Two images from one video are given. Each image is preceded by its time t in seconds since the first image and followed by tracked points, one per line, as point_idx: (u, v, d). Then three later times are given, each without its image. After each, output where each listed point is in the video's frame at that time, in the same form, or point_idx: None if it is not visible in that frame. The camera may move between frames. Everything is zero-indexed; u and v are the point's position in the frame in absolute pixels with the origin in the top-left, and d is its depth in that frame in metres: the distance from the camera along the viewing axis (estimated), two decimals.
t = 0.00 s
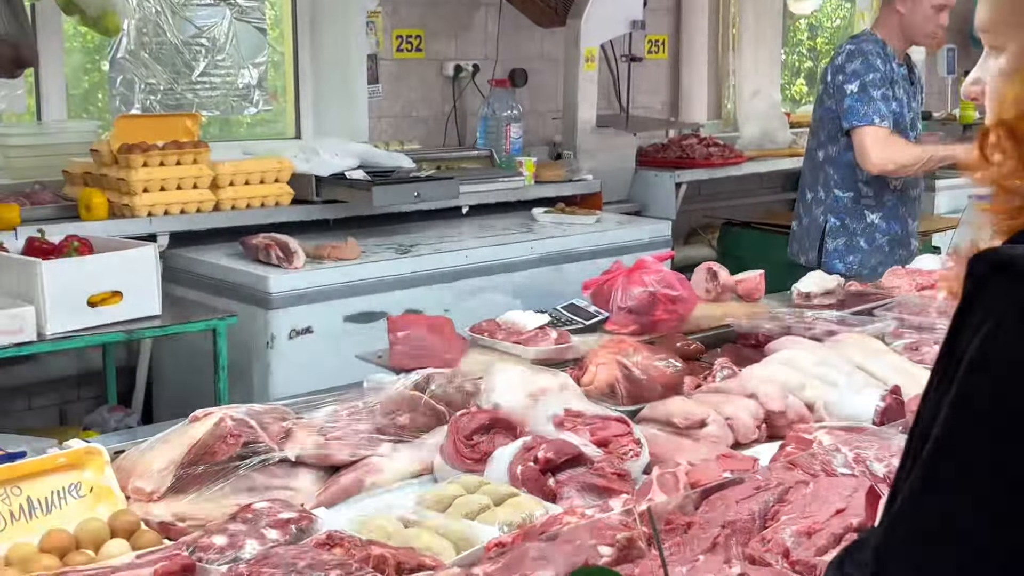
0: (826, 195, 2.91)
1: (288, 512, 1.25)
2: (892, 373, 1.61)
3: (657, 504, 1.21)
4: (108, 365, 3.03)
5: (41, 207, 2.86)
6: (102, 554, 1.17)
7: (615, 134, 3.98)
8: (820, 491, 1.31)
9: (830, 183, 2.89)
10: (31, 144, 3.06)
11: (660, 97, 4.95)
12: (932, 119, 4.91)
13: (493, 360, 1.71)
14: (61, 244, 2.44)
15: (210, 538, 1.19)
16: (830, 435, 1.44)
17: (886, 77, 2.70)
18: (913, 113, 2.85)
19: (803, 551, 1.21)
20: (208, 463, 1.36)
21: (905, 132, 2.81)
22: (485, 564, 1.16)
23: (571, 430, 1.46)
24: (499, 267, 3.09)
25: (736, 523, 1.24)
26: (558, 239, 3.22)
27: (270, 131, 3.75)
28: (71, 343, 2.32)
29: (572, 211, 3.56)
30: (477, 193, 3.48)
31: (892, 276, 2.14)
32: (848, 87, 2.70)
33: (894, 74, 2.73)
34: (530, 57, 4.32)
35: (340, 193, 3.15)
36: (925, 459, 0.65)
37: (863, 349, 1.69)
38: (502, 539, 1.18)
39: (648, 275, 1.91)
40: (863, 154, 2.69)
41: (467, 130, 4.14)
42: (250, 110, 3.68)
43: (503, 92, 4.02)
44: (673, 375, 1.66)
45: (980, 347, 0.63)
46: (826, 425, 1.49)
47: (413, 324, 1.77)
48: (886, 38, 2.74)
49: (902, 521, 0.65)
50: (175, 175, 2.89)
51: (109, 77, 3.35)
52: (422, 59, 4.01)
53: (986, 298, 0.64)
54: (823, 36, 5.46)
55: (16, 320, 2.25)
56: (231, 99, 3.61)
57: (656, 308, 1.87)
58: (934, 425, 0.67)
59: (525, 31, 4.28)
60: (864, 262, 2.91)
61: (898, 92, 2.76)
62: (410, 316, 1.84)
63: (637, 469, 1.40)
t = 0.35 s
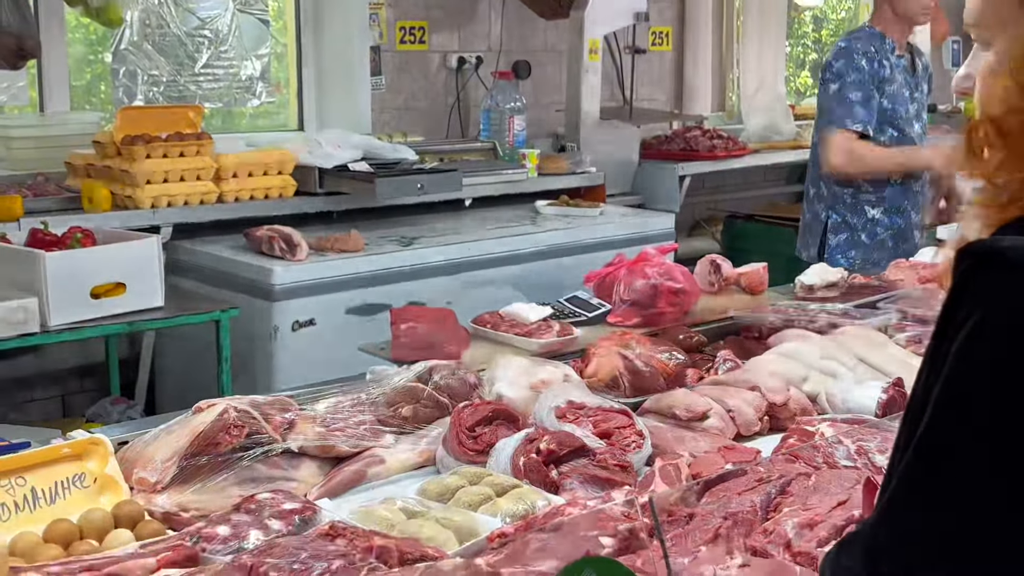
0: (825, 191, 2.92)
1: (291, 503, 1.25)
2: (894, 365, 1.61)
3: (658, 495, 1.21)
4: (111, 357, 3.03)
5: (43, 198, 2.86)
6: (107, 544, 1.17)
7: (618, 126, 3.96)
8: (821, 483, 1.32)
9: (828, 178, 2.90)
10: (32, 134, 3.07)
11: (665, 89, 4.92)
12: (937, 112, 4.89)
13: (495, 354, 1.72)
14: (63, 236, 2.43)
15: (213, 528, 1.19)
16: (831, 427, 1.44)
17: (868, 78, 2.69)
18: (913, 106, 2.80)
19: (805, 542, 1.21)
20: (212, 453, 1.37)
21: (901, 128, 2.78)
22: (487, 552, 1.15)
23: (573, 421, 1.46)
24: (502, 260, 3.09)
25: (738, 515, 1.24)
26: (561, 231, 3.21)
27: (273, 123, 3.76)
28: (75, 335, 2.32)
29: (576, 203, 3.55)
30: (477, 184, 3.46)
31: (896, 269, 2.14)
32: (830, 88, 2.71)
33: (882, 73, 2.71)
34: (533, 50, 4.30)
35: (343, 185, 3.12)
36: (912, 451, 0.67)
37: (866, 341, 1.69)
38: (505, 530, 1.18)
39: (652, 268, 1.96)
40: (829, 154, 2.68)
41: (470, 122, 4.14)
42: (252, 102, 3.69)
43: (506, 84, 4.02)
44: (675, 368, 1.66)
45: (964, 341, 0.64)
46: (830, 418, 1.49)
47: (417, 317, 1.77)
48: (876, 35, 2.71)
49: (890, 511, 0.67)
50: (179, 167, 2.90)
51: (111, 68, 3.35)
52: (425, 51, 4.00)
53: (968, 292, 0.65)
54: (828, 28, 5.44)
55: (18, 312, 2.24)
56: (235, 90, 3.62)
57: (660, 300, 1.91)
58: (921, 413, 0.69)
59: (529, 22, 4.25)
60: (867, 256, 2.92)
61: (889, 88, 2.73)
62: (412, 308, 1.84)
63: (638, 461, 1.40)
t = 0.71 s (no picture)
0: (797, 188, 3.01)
1: (305, 483, 1.35)
2: (873, 353, 1.71)
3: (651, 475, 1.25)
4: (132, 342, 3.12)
5: (67, 194, 2.93)
6: (131, 520, 1.25)
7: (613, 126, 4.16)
8: (805, 464, 1.40)
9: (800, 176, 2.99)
10: (58, 132, 3.24)
11: (656, 91, 5.17)
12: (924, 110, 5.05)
13: (498, 342, 1.81)
14: (87, 229, 2.55)
15: (231, 507, 1.28)
16: (815, 411, 1.52)
17: (816, 86, 2.78)
18: (881, 107, 2.81)
19: (792, 520, 1.31)
20: (229, 436, 1.45)
21: (864, 130, 2.82)
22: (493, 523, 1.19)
23: (571, 405, 1.55)
24: (506, 252, 3.18)
25: (727, 494, 1.31)
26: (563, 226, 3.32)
27: (284, 123, 3.85)
28: (99, 323, 2.41)
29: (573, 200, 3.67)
30: (480, 181, 3.58)
31: (874, 262, 2.26)
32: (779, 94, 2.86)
33: (837, 80, 2.77)
34: (532, 53, 4.42)
35: (355, 181, 3.24)
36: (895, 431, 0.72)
37: (847, 331, 1.79)
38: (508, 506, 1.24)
39: (646, 260, 2.06)
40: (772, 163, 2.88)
41: (473, 123, 4.28)
42: (266, 103, 3.78)
43: (507, 87, 4.27)
44: (667, 355, 1.75)
45: (943, 327, 0.70)
46: (813, 401, 1.58)
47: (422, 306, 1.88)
48: (837, 41, 2.77)
49: (872, 485, 0.73)
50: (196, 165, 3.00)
51: (131, 71, 3.42)
52: (430, 55, 4.11)
53: (947, 282, 0.71)
54: (811, 32, 5.55)
55: (45, 302, 2.33)
56: (248, 92, 3.70)
57: (652, 290, 2.01)
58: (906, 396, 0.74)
59: (530, 24, 4.38)
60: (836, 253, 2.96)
61: (846, 94, 2.78)
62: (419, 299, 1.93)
63: (633, 443, 1.48)
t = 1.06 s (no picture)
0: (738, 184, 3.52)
1: (329, 446, 1.58)
2: (819, 333, 1.98)
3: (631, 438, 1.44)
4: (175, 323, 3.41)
5: (122, 197, 3.36)
6: (178, 479, 1.45)
7: (590, 137, 4.82)
8: (759, 429, 1.62)
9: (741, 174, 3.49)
10: (114, 145, 3.74)
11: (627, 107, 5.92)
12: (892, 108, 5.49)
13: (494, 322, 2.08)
14: (136, 228, 2.92)
15: (266, 467, 1.50)
16: (769, 382, 1.76)
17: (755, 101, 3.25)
18: (811, 121, 3.27)
19: (749, 475, 1.54)
20: (263, 405, 1.69)
21: (792, 142, 3.30)
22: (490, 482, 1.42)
23: (558, 377, 1.78)
24: (506, 246, 3.47)
25: (693, 454, 1.53)
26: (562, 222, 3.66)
27: (305, 135, 4.53)
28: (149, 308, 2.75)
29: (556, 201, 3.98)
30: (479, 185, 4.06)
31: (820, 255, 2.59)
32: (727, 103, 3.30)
33: (771, 97, 3.23)
34: (519, 73, 5.18)
35: (369, 186, 3.59)
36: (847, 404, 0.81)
37: (794, 313, 2.06)
38: (505, 467, 1.47)
39: (622, 252, 2.32)
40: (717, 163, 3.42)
41: (469, 135, 5.04)
42: (290, 117, 4.45)
43: (500, 104, 5.05)
44: (641, 334, 1.98)
45: (887, 310, 0.79)
46: (767, 374, 1.82)
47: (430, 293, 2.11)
48: (781, 63, 3.21)
49: (829, 452, 0.81)
50: (232, 171, 3.40)
51: (173, 90, 4.00)
52: (433, 75, 4.82)
53: (893, 270, 0.80)
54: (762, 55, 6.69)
55: (101, 290, 2.65)
56: (276, 108, 4.37)
57: (626, 280, 2.26)
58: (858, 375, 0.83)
59: (517, 51, 5.16)
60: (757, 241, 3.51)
61: (778, 109, 3.24)
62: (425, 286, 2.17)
63: (612, 410, 1.71)
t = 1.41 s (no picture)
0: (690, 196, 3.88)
1: (345, 426, 1.71)
2: (766, 321, 2.31)
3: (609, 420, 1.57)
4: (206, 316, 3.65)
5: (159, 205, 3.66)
6: (215, 457, 1.57)
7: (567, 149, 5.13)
8: (721, 406, 1.82)
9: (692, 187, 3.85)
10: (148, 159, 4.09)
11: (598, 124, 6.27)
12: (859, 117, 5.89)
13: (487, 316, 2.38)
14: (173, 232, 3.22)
15: (291, 446, 1.61)
16: (726, 366, 2.02)
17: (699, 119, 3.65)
18: (750, 135, 3.68)
19: (715, 448, 1.66)
20: (287, 391, 1.85)
21: (734, 153, 3.68)
22: (487, 457, 1.61)
23: (544, 363, 2.01)
24: (496, 247, 3.81)
25: (663, 431, 1.69)
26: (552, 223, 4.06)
27: (315, 149, 4.83)
28: (183, 303, 3.03)
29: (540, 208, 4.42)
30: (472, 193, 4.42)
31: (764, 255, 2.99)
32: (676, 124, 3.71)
33: (710, 115, 3.64)
34: (506, 93, 5.50)
35: (374, 194, 3.97)
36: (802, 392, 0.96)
37: (748, 306, 2.39)
38: (500, 445, 1.65)
39: (597, 253, 2.70)
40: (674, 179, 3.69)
41: (462, 147, 5.35)
42: (304, 133, 4.75)
43: (488, 121, 5.28)
44: (613, 323, 2.31)
45: (833, 312, 0.94)
46: (723, 358, 2.10)
47: (432, 289, 2.41)
48: (720, 87, 3.64)
49: (787, 432, 0.96)
50: (256, 181, 3.67)
51: (202, 110, 4.30)
52: (429, 97, 5.12)
53: (839, 277, 0.95)
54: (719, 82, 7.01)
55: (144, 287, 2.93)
56: (291, 125, 4.68)
57: (601, 277, 2.65)
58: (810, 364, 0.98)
59: (505, 72, 5.46)
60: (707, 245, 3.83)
61: (719, 126, 3.65)
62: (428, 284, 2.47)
63: (591, 391, 1.94)
